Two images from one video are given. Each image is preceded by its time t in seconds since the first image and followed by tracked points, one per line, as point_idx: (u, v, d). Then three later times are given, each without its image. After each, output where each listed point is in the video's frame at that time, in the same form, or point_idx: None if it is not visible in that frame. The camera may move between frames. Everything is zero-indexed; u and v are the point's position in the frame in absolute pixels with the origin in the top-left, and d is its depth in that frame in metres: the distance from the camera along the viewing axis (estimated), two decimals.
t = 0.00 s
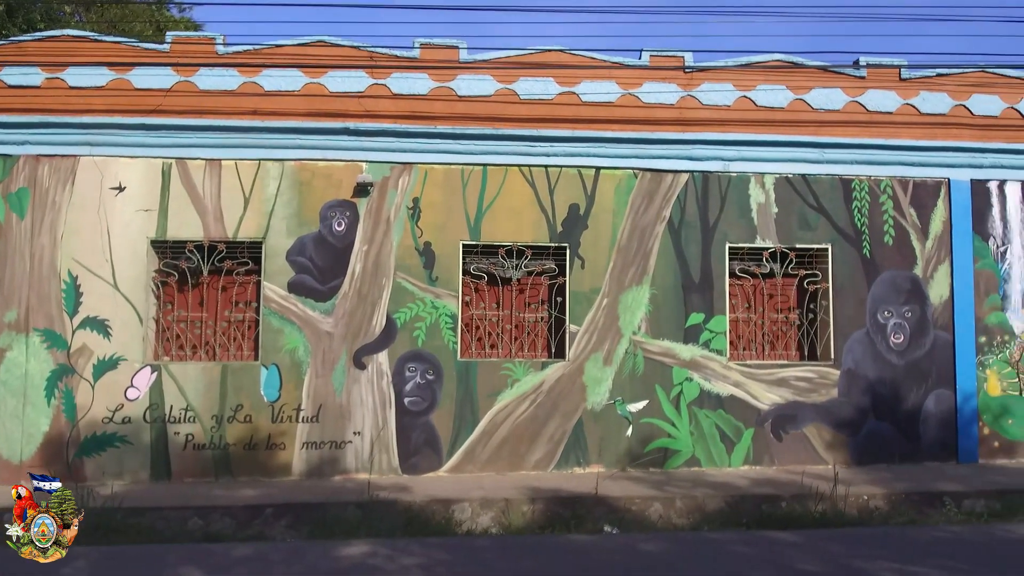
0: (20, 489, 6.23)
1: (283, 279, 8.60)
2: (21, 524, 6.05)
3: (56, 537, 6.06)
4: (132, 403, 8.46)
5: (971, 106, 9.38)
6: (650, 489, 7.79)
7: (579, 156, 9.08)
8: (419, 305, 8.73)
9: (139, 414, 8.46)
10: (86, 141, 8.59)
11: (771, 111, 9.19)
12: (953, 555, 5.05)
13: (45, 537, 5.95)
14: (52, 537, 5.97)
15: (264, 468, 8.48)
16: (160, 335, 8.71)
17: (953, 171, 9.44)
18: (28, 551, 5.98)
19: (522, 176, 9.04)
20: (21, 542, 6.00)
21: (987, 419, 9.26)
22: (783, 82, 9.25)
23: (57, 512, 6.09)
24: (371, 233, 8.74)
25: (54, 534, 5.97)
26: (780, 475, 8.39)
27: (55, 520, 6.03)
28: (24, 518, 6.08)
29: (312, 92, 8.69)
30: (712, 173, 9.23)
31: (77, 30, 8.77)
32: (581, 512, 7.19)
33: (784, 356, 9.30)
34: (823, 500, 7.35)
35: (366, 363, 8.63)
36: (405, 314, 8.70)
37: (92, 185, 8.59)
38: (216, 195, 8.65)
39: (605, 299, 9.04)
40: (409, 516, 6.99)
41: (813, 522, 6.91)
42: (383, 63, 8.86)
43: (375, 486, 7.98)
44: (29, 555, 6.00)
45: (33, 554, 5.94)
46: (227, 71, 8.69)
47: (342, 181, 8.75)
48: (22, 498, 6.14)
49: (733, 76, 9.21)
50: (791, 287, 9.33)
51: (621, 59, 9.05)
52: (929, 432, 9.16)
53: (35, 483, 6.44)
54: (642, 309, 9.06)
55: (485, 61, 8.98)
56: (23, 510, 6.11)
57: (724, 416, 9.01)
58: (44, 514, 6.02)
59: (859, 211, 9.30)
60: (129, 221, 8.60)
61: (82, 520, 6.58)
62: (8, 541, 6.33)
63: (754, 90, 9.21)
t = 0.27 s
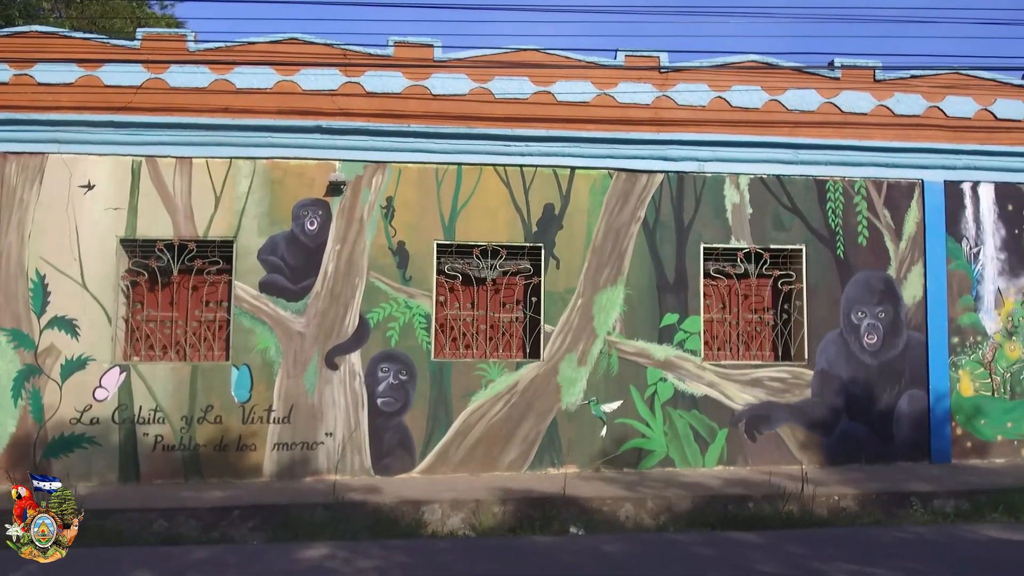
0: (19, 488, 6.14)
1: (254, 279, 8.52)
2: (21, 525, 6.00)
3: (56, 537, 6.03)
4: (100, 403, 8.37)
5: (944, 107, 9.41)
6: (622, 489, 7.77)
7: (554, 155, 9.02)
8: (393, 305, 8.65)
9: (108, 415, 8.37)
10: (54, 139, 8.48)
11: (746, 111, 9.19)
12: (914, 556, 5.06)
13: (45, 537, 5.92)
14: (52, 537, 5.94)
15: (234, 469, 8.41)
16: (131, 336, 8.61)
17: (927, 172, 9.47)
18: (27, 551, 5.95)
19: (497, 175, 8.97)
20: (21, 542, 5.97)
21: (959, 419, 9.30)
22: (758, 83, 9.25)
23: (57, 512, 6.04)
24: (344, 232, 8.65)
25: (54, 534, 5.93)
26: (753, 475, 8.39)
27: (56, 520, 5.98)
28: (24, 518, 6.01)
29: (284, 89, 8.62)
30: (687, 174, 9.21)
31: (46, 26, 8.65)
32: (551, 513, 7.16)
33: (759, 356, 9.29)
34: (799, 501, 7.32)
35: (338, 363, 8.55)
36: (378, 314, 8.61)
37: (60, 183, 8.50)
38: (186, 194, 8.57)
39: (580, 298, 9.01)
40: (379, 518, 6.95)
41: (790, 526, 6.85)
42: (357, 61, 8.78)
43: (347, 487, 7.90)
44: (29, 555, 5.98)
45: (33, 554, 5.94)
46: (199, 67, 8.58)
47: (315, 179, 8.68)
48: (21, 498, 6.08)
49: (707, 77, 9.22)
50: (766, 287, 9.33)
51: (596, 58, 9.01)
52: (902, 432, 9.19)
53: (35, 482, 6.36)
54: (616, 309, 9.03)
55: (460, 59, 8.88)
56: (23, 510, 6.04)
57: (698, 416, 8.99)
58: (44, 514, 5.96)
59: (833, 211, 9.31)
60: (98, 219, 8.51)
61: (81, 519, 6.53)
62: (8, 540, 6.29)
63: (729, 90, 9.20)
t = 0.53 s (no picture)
0: (19, 488, 6.12)
1: (226, 277, 8.45)
2: (21, 525, 5.97)
3: (56, 537, 6.03)
4: (69, 403, 8.28)
5: (920, 107, 9.42)
6: (595, 489, 7.73)
7: (529, 153, 8.97)
8: (366, 304, 8.56)
9: (77, 415, 8.28)
10: (23, 135, 8.38)
11: (722, 111, 9.18)
12: (877, 556, 5.04)
13: (45, 537, 5.91)
14: (52, 537, 5.93)
15: (205, 469, 8.32)
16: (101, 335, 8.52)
17: (903, 172, 9.47)
18: (28, 551, 5.94)
19: (472, 174, 8.91)
20: (21, 542, 5.95)
21: (935, 419, 9.30)
22: (735, 82, 9.23)
23: (57, 512, 6.04)
24: (317, 230, 8.57)
25: (54, 534, 5.93)
26: (727, 475, 8.36)
27: (56, 520, 5.98)
28: (24, 518, 5.99)
29: (257, 86, 8.54)
30: (663, 173, 9.18)
31: (15, 22, 8.56)
32: (522, 513, 7.10)
33: (735, 356, 9.27)
34: (769, 500, 7.38)
35: (311, 362, 8.46)
36: (352, 313, 8.53)
37: (29, 180, 8.39)
38: (157, 191, 8.49)
39: (555, 298, 8.96)
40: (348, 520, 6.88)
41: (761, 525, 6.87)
42: (330, 58, 8.70)
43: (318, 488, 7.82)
44: (29, 555, 5.97)
45: (33, 554, 5.92)
46: (170, 64, 8.49)
47: (287, 177, 8.61)
48: (21, 498, 6.05)
49: (684, 76, 9.19)
50: (742, 286, 9.32)
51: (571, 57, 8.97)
52: (877, 431, 9.18)
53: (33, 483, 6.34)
54: (592, 308, 8.99)
55: (435, 57, 8.83)
56: (23, 510, 6.01)
57: (674, 415, 8.97)
58: (44, 514, 5.96)
59: (809, 211, 9.30)
60: (67, 217, 8.42)
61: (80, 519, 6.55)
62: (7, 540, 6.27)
63: (705, 89, 9.19)
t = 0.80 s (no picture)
0: (19, 488, 6.12)
1: (202, 277, 8.40)
2: (21, 525, 5.97)
3: (56, 537, 6.03)
4: (44, 403, 8.22)
5: (901, 107, 9.41)
6: (572, 490, 7.69)
7: (509, 153, 8.92)
8: (344, 304, 8.50)
9: (52, 415, 8.22)
10: None
11: (702, 110, 9.15)
12: (844, 558, 5.02)
13: (45, 537, 5.92)
14: (52, 537, 5.94)
15: (182, 471, 8.27)
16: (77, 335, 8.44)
17: (884, 172, 9.46)
18: (27, 551, 5.93)
19: (451, 173, 8.84)
20: (21, 542, 5.95)
21: (915, 419, 9.28)
22: (714, 81, 9.21)
23: (57, 512, 6.04)
24: (294, 229, 8.52)
25: (54, 534, 5.93)
26: (706, 475, 8.34)
27: (55, 520, 5.98)
28: (24, 518, 5.99)
29: (233, 85, 8.49)
30: (643, 172, 9.15)
31: None
32: (498, 514, 7.05)
33: (716, 355, 9.22)
34: (745, 501, 7.40)
35: (288, 362, 8.40)
36: (329, 313, 8.46)
37: (4, 179, 8.33)
38: (133, 190, 8.43)
39: (535, 298, 8.90)
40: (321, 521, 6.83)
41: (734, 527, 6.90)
42: (308, 56, 8.65)
43: (293, 489, 7.77)
44: (29, 555, 5.96)
45: (33, 554, 5.92)
46: (147, 62, 8.44)
47: (264, 176, 8.55)
48: (21, 498, 6.06)
49: (664, 75, 9.16)
50: (722, 286, 9.29)
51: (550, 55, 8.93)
52: (858, 431, 9.16)
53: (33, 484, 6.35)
54: (571, 308, 8.95)
55: (414, 55, 8.78)
56: (23, 510, 6.03)
57: (653, 415, 8.93)
58: (44, 514, 5.97)
59: (790, 210, 9.28)
60: (42, 216, 8.35)
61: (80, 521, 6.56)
62: (7, 541, 6.26)
63: (686, 89, 9.16)
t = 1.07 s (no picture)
0: (20, 489, 6.23)
1: (179, 276, 8.34)
2: (21, 525, 6.08)
3: (55, 537, 6.14)
4: (19, 403, 8.14)
5: (884, 105, 9.38)
6: (550, 489, 7.64)
7: (489, 151, 8.86)
8: (322, 303, 8.43)
9: (27, 415, 8.15)
10: None
11: (684, 109, 9.11)
12: (817, 558, 4.98)
13: (45, 538, 6.03)
14: (52, 537, 6.04)
15: (158, 471, 8.20)
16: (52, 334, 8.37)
17: (866, 171, 9.43)
18: (27, 551, 6.01)
19: (432, 171, 8.77)
20: (21, 542, 6.05)
21: (898, 418, 9.24)
22: (696, 79, 9.18)
23: (57, 512, 6.15)
24: (272, 228, 8.45)
25: (54, 534, 6.03)
26: (686, 475, 8.29)
27: (56, 520, 6.09)
28: (24, 518, 6.10)
29: (211, 82, 8.43)
30: (625, 171, 9.11)
31: None
32: (475, 514, 6.99)
33: (697, 355, 9.22)
34: (725, 501, 7.32)
35: (266, 361, 8.33)
36: (308, 312, 8.39)
37: None
38: (109, 188, 8.36)
39: (516, 297, 8.83)
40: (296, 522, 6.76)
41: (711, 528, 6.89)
42: (287, 53, 8.58)
43: (269, 490, 7.70)
44: (29, 555, 6.05)
45: (33, 554, 6.02)
46: (124, 60, 8.37)
47: (242, 174, 8.48)
48: (21, 498, 6.17)
49: (646, 73, 9.12)
50: (704, 285, 9.25)
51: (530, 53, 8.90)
52: (840, 431, 9.12)
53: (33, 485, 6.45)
54: (552, 307, 8.88)
55: (393, 53, 8.73)
56: (23, 511, 6.14)
57: (634, 415, 8.89)
58: (44, 514, 6.07)
59: (772, 209, 9.24)
60: (17, 214, 8.28)
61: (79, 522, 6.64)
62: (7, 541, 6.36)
63: (667, 87, 9.13)
